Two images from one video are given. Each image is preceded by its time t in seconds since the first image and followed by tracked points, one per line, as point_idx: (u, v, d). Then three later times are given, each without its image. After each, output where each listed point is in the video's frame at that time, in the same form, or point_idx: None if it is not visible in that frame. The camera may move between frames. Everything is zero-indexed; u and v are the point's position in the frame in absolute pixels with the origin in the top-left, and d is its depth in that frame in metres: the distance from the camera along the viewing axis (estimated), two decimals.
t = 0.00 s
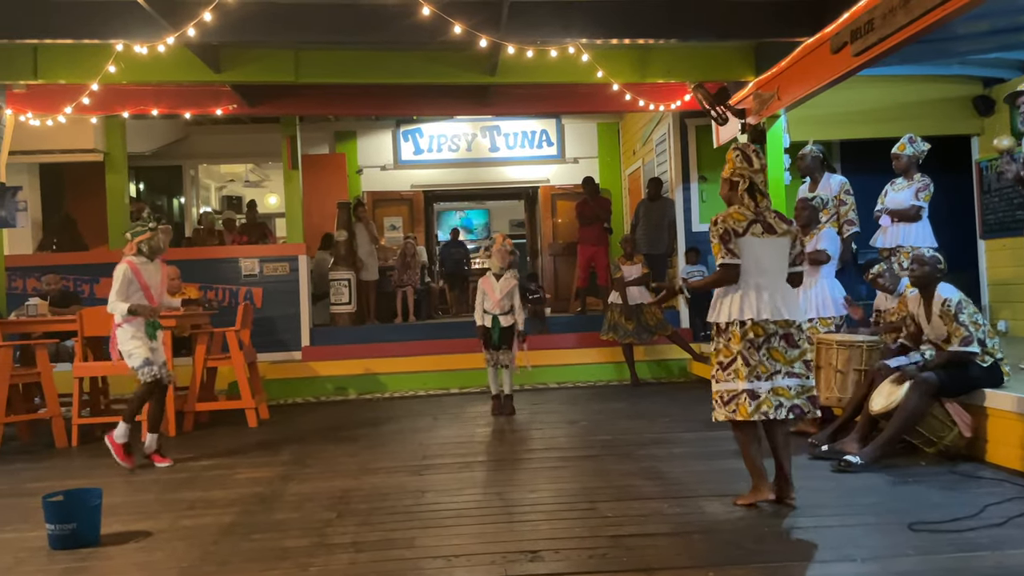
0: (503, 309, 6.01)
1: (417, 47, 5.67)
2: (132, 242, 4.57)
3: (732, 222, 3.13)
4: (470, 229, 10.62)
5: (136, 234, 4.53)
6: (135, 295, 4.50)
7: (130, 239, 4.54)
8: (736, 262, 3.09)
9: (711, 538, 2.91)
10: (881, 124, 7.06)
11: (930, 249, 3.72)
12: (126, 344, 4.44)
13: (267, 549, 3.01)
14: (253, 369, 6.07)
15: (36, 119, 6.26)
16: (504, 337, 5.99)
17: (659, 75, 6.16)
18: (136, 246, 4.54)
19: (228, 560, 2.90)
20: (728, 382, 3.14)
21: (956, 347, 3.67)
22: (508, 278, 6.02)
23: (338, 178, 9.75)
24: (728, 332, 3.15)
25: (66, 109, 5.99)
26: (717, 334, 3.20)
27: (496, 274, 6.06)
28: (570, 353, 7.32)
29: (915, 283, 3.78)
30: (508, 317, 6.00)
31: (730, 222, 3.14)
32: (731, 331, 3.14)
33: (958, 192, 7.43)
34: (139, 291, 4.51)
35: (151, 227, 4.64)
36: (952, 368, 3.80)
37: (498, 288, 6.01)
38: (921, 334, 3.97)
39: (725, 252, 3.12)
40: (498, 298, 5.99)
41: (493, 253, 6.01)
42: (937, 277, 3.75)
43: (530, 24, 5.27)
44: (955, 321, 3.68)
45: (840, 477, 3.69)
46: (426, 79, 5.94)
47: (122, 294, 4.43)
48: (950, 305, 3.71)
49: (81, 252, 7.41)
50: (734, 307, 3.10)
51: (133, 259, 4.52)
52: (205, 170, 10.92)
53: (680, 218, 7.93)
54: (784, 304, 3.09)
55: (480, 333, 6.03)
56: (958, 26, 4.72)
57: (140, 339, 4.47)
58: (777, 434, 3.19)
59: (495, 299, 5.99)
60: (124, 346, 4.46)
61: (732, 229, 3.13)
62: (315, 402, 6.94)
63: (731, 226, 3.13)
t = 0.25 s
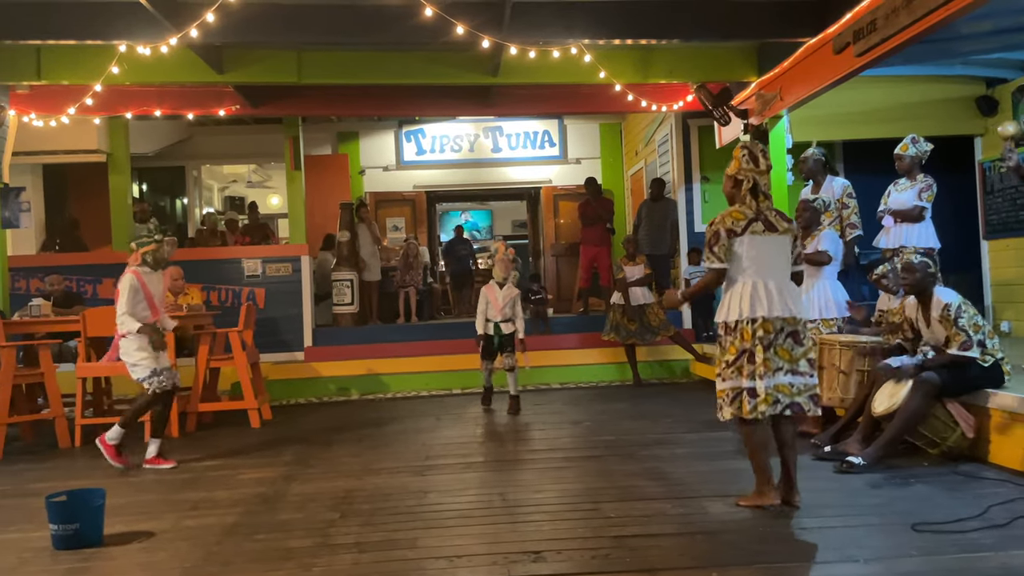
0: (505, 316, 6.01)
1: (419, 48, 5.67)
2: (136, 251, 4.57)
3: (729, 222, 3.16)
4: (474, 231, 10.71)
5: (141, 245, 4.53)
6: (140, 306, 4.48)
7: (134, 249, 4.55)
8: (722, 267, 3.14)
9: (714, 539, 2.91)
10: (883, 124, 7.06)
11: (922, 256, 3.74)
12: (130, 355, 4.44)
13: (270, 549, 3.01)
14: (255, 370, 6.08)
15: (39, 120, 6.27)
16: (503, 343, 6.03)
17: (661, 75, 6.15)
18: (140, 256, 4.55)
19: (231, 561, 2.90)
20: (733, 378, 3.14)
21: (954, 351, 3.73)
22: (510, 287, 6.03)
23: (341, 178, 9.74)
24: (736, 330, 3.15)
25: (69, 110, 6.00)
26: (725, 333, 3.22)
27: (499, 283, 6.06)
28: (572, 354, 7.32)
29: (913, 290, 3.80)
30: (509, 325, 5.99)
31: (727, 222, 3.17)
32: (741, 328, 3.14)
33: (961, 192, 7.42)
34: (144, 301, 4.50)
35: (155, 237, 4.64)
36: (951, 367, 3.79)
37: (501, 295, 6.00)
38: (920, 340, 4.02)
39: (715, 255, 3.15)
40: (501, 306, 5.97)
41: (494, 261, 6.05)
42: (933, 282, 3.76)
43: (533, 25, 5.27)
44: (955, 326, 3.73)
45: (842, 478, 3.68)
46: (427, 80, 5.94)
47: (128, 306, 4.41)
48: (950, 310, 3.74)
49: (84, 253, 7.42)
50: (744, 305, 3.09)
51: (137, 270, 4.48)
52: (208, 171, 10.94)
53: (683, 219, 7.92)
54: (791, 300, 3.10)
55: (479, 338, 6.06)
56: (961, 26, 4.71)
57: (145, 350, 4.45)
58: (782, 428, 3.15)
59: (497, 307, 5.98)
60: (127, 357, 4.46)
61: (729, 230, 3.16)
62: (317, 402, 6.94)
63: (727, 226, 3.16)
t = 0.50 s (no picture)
0: (500, 318, 6.03)
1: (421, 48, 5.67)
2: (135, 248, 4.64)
3: (736, 227, 3.15)
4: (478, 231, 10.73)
5: (141, 240, 4.60)
6: (133, 302, 4.50)
7: (134, 244, 4.61)
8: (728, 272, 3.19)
9: (716, 540, 2.90)
10: (886, 124, 7.05)
11: (931, 250, 3.67)
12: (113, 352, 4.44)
13: (273, 550, 3.01)
14: (258, 370, 6.08)
15: (42, 121, 6.29)
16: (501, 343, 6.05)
17: (664, 76, 6.15)
18: (139, 251, 4.63)
19: (234, 561, 2.90)
20: (743, 382, 3.13)
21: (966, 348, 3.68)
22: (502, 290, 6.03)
23: (344, 179, 9.72)
24: (738, 333, 3.15)
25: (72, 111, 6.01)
26: (726, 336, 3.21)
27: (490, 286, 6.07)
28: (574, 354, 7.32)
29: (919, 284, 3.73)
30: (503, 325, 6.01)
31: (733, 228, 3.15)
32: (742, 332, 3.14)
33: (964, 192, 7.40)
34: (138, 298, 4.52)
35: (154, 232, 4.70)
36: (956, 367, 3.77)
37: (493, 298, 6.02)
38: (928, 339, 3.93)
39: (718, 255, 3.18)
40: (494, 309, 5.98)
41: (487, 264, 6.06)
42: (942, 276, 3.68)
43: (535, 26, 5.27)
44: (964, 321, 3.65)
45: (845, 479, 3.67)
46: (429, 80, 5.94)
47: (120, 300, 4.42)
48: (958, 306, 3.66)
49: (87, 253, 7.43)
50: (744, 310, 3.09)
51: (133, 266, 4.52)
52: (211, 171, 10.96)
53: (686, 220, 7.87)
54: (795, 307, 3.09)
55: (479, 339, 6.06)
56: (965, 26, 4.69)
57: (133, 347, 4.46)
58: (798, 435, 3.17)
59: (491, 309, 5.99)
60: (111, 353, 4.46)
61: (736, 236, 3.15)
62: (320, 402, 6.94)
63: (733, 231, 3.15)
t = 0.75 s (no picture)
0: (499, 312, 6.05)
1: (423, 49, 5.67)
2: (129, 243, 4.61)
3: (733, 226, 3.16)
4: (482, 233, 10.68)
5: (132, 236, 4.56)
6: (129, 300, 4.52)
7: (127, 240, 4.58)
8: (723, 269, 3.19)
9: (718, 540, 2.90)
10: (889, 124, 7.04)
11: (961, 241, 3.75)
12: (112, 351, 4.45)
13: (275, 550, 3.01)
14: (260, 370, 6.09)
15: (45, 121, 6.29)
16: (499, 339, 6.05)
17: (666, 76, 6.15)
18: (133, 248, 4.60)
19: (235, 561, 2.91)
20: (741, 383, 3.16)
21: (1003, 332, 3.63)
22: (501, 283, 6.07)
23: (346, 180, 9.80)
24: (738, 334, 3.17)
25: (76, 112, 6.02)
26: (728, 335, 3.23)
27: (487, 280, 6.10)
28: (576, 355, 7.33)
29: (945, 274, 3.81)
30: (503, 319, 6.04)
31: (730, 226, 3.17)
32: (742, 332, 3.16)
33: (966, 193, 7.40)
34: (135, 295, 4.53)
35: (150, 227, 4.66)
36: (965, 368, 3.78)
37: (492, 292, 6.05)
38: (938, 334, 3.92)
39: (714, 258, 3.19)
40: (492, 302, 6.02)
41: (482, 260, 6.05)
42: (967, 269, 3.77)
43: (538, 26, 5.28)
44: (1001, 310, 3.65)
45: (847, 479, 3.68)
46: (431, 81, 5.95)
47: (115, 298, 4.43)
48: (991, 297, 3.70)
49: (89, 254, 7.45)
50: (743, 312, 3.08)
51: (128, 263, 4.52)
52: (213, 172, 10.97)
53: (688, 220, 7.87)
54: (796, 304, 3.06)
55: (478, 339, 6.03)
56: (968, 26, 4.68)
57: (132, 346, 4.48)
58: (793, 435, 3.15)
59: (490, 303, 6.02)
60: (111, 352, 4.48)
61: (732, 234, 3.16)
62: (322, 403, 6.94)
63: (731, 230, 3.16)
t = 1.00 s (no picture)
0: (501, 310, 6.05)
1: (425, 49, 5.68)
2: (134, 239, 4.60)
3: (729, 224, 3.13)
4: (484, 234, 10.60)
5: (139, 233, 4.56)
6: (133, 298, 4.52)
7: (133, 237, 4.57)
8: (718, 262, 3.10)
9: (720, 541, 2.90)
10: (891, 125, 7.03)
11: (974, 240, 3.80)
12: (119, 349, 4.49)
13: (277, 550, 3.01)
14: (261, 370, 6.09)
15: (47, 122, 6.30)
16: (501, 339, 6.07)
17: (668, 77, 6.15)
18: (138, 245, 4.59)
19: (238, 561, 2.91)
20: (740, 383, 3.16)
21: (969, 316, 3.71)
22: (502, 282, 6.07)
23: (347, 181, 9.87)
24: (737, 334, 3.17)
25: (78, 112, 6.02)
26: (728, 335, 3.23)
27: (489, 279, 6.10)
28: (578, 356, 7.32)
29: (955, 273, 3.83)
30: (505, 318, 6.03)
31: (726, 224, 3.14)
32: (742, 332, 3.16)
33: (968, 193, 7.39)
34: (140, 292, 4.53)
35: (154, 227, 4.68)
36: (971, 368, 3.77)
37: (493, 291, 6.05)
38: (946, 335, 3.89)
39: (712, 250, 3.11)
40: (494, 301, 6.01)
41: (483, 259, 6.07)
42: (979, 269, 3.79)
43: (539, 27, 5.28)
44: (988, 302, 3.73)
45: (850, 479, 3.68)
46: (432, 81, 5.95)
47: (115, 295, 4.48)
48: (989, 292, 3.74)
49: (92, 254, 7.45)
50: (742, 312, 3.11)
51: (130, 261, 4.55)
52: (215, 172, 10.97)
53: (690, 221, 7.88)
54: (795, 302, 3.08)
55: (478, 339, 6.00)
56: (970, 26, 4.68)
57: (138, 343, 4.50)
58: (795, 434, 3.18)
59: (491, 301, 6.01)
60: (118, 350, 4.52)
61: (728, 231, 3.13)
62: (324, 403, 6.94)
63: (726, 226, 3.13)
